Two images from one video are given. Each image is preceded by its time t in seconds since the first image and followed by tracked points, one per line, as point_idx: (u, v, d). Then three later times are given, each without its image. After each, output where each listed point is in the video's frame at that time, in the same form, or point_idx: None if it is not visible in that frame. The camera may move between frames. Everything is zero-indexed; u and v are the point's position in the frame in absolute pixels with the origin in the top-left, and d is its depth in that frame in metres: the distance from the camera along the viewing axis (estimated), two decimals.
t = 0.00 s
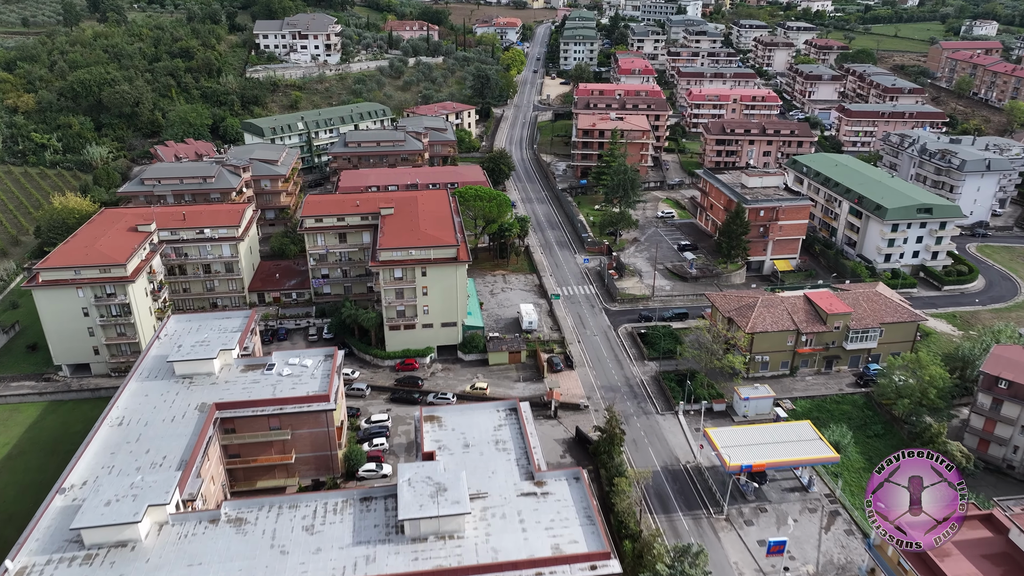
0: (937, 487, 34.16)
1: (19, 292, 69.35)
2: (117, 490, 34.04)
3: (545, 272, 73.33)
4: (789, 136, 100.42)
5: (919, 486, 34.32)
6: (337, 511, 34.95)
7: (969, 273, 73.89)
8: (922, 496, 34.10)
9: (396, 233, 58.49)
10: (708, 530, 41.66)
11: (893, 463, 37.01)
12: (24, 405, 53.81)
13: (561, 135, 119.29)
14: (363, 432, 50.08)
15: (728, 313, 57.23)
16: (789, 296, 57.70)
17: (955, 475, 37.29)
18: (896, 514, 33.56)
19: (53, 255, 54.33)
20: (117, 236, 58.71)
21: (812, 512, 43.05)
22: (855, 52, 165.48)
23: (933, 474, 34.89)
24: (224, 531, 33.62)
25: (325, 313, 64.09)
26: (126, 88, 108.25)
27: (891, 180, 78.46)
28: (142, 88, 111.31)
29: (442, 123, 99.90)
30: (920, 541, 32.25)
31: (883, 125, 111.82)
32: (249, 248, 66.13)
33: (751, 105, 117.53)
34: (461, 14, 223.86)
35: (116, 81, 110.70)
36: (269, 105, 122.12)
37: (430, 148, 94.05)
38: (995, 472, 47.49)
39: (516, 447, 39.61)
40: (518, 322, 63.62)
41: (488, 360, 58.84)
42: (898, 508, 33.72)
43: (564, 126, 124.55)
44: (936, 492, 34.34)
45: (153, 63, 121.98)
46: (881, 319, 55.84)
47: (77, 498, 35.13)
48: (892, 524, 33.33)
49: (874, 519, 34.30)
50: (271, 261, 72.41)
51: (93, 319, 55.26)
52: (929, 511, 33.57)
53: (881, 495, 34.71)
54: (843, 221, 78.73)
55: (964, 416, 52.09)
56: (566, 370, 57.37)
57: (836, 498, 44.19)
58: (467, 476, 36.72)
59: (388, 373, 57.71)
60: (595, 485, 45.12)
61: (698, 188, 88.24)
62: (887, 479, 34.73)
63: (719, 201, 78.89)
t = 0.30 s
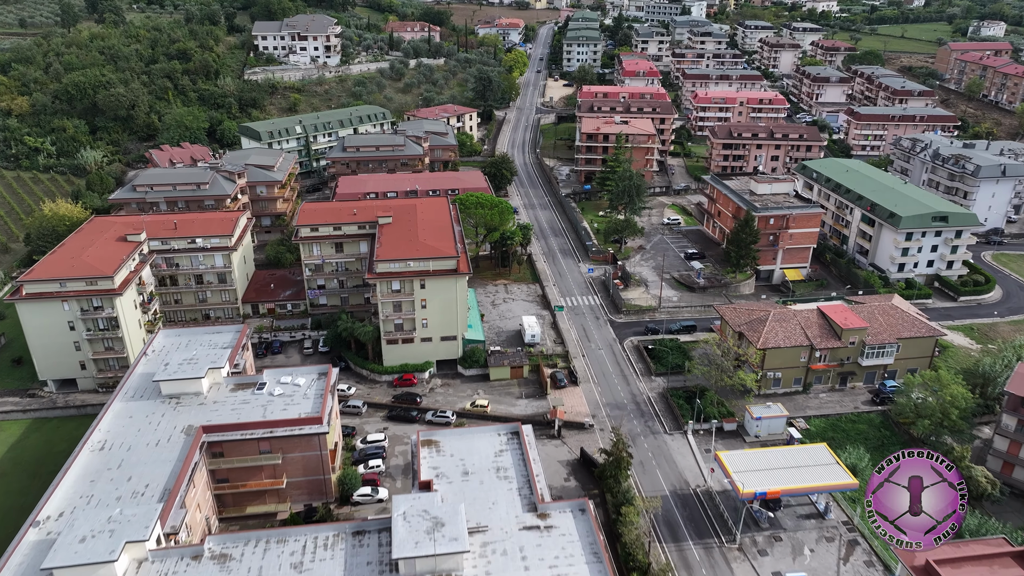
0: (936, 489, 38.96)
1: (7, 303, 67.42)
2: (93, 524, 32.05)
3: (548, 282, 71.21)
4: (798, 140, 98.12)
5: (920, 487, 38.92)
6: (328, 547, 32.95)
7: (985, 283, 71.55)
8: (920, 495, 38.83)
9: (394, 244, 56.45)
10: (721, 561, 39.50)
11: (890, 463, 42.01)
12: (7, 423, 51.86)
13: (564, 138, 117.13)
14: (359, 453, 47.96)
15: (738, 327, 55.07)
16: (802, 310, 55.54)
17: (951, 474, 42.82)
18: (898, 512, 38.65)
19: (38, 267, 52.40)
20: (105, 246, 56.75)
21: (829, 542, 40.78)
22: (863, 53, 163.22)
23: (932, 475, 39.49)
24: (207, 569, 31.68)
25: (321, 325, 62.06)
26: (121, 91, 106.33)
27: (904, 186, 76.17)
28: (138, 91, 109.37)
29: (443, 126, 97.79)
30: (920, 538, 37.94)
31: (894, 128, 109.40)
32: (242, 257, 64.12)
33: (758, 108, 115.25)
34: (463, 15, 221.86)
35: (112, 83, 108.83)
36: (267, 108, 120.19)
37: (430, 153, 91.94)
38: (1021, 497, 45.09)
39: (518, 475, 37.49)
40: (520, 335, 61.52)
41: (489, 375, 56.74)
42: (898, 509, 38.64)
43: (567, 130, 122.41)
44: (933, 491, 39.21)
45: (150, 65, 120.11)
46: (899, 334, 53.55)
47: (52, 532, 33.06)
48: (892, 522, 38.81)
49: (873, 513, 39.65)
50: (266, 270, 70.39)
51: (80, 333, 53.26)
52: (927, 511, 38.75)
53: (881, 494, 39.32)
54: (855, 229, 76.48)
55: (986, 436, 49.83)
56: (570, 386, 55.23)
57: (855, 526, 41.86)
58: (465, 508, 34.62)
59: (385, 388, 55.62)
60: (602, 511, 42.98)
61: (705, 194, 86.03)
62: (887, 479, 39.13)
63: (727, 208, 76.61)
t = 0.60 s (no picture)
0: (937, 488, 39.82)
1: None
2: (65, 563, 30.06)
3: (550, 292, 69.11)
4: (806, 145, 95.77)
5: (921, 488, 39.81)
6: None
7: (1002, 294, 69.23)
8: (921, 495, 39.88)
9: (391, 255, 54.41)
10: None
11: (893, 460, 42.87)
12: None
13: (567, 142, 115.09)
14: (353, 477, 45.87)
15: (749, 342, 52.97)
16: (815, 325, 53.41)
17: (954, 470, 42.69)
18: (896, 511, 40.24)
19: (20, 280, 50.40)
20: (91, 257, 54.72)
21: (848, 574, 38.52)
22: (869, 54, 160.98)
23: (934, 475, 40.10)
24: None
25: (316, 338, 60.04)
26: (115, 94, 104.41)
27: (916, 193, 73.99)
28: (133, 94, 107.46)
29: (442, 130, 95.69)
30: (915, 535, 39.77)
31: (903, 132, 107.06)
32: (235, 268, 62.08)
33: (764, 111, 113.07)
34: (464, 16, 219.77)
35: (105, 86, 106.85)
36: (264, 111, 118.22)
37: (430, 157, 89.82)
38: None
39: (519, 506, 35.39)
40: (521, 348, 59.41)
41: (489, 392, 54.67)
42: (897, 508, 40.15)
43: (569, 133, 120.32)
44: (934, 491, 39.94)
45: (145, 67, 118.16)
46: (916, 350, 51.30)
47: (22, 570, 31.01)
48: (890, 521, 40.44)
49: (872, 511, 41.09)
50: (260, 280, 68.34)
51: (63, 349, 51.22)
52: (927, 511, 40.12)
53: (880, 493, 40.55)
54: (866, 237, 74.27)
55: (1009, 459, 47.62)
56: (573, 404, 53.12)
57: (874, 557, 39.60)
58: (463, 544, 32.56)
59: (382, 406, 53.52)
60: (607, 540, 40.84)
61: (711, 200, 83.85)
62: (887, 479, 40.34)
63: (734, 216, 74.39)
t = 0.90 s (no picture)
0: (938, 488, 39.91)
1: None
2: None
3: (553, 302, 67.03)
4: (814, 149, 93.36)
5: (920, 487, 40.13)
6: None
7: (1018, 305, 67.00)
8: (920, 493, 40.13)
9: (387, 267, 52.37)
10: None
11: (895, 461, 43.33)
12: None
13: (569, 146, 113.04)
14: (346, 502, 43.74)
15: (760, 358, 50.83)
16: (828, 340, 51.26)
17: (953, 469, 41.91)
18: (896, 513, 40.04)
19: None
20: (76, 269, 52.70)
21: None
22: (875, 55, 158.81)
23: (935, 475, 40.42)
24: None
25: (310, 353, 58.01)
26: (108, 97, 102.41)
27: (929, 201, 71.78)
28: (127, 97, 105.49)
29: (442, 134, 93.60)
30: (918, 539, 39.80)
31: (912, 136, 104.73)
32: (226, 279, 60.04)
33: (770, 114, 110.87)
34: (464, 16, 217.76)
35: (98, 89, 104.75)
36: (261, 114, 116.21)
37: (429, 163, 87.78)
38: None
39: (520, 541, 33.28)
40: (522, 363, 57.32)
41: (489, 409, 52.57)
42: (897, 507, 40.16)
43: (572, 137, 118.22)
44: (934, 491, 40.13)
45: (140, 69, 116.17)
46: (934, 367, 49.09)
47: None
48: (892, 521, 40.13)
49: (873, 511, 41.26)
50: (253, 290, 66.29)
51: (45, 366, 49.17)
52: (929, 511, 40.17)
53: (880, 491, 41.08)
54: (877, 245, 72.09)
55: None
56: (576, 423, 51.01)
57: None
58: None
59: (377, 424, 51.44)
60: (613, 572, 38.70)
61: (717, 207, 81.68)
62: (887, 479, 40.87)
63: (742, 224, 72.26)
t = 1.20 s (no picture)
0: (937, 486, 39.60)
1: None
2: None
3: (554, 314, 64.93)
4: (821, 154, 90.93)
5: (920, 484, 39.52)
6: None
7: None
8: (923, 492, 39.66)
9: (381, 281, 50.25)
10: None
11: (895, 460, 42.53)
12: None
13: (571, 149, 110.95)
14: (337, 530, 41.53)
15: (771, 376, 48.68)
16: (842, 357, 49.07)
17: (953, 469, 41.67)
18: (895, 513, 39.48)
19: None
20: (59, 282, 50.60)
21: None
22: (881, 57, 156.61)
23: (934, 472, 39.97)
24: None
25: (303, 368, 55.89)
26: (100, 100, 100.34)
27: (943, 208, 69.58)
28: (119, 100, 103.44)
29: (440, 139, 91.47)
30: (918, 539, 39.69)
31: (921, 139, 102.43)
32: (216, 291, 57.94)
33: (775, 117, 108.86)
34: (464, 17, 215.67)
35: (90, 92, 102.61)
36: (257, 117, 114.09)
37: (427, 168, 85.65)
38: None
39: None
40: (523, 379, 55.20)
41: (488, 429, 50.45)
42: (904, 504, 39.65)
43: (573, 140, 116.16)
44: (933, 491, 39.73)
45: (133, 71, 114.08)
46: (954, 386, 46.87)
47: None
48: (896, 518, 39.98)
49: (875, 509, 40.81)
50: (244, 302, 64.18)
51: (25, 384, 47.07)
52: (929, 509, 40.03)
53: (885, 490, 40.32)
54: (889, 254, 69.93)
55: None
56: (579, 443, 48.88)
57: None
58: None
59: (371, 445, 49.33)
60: None
61: (723, 214, 79.55)
62: (886, 479, 39.88)
63: (749, 232, 70.12)
